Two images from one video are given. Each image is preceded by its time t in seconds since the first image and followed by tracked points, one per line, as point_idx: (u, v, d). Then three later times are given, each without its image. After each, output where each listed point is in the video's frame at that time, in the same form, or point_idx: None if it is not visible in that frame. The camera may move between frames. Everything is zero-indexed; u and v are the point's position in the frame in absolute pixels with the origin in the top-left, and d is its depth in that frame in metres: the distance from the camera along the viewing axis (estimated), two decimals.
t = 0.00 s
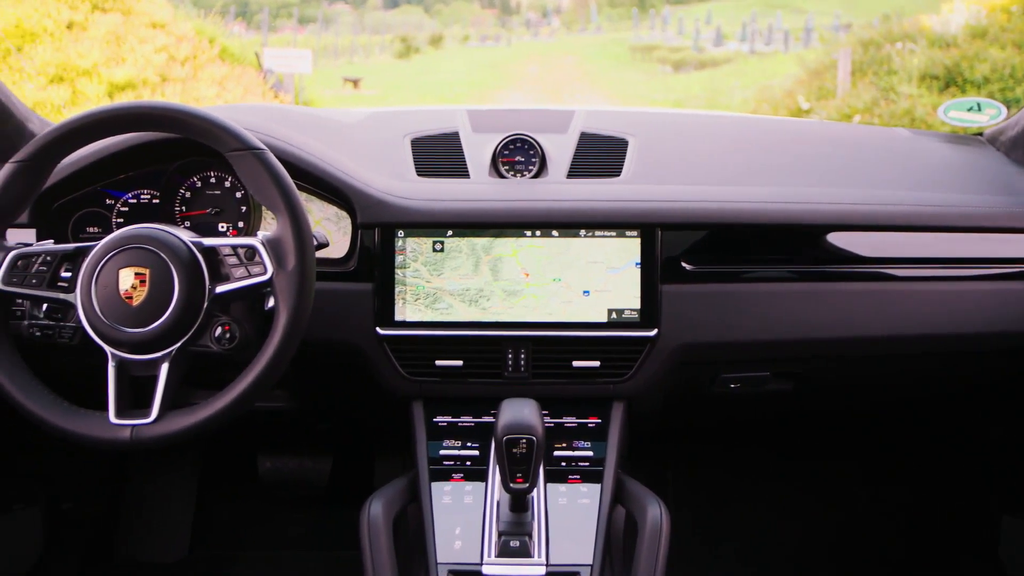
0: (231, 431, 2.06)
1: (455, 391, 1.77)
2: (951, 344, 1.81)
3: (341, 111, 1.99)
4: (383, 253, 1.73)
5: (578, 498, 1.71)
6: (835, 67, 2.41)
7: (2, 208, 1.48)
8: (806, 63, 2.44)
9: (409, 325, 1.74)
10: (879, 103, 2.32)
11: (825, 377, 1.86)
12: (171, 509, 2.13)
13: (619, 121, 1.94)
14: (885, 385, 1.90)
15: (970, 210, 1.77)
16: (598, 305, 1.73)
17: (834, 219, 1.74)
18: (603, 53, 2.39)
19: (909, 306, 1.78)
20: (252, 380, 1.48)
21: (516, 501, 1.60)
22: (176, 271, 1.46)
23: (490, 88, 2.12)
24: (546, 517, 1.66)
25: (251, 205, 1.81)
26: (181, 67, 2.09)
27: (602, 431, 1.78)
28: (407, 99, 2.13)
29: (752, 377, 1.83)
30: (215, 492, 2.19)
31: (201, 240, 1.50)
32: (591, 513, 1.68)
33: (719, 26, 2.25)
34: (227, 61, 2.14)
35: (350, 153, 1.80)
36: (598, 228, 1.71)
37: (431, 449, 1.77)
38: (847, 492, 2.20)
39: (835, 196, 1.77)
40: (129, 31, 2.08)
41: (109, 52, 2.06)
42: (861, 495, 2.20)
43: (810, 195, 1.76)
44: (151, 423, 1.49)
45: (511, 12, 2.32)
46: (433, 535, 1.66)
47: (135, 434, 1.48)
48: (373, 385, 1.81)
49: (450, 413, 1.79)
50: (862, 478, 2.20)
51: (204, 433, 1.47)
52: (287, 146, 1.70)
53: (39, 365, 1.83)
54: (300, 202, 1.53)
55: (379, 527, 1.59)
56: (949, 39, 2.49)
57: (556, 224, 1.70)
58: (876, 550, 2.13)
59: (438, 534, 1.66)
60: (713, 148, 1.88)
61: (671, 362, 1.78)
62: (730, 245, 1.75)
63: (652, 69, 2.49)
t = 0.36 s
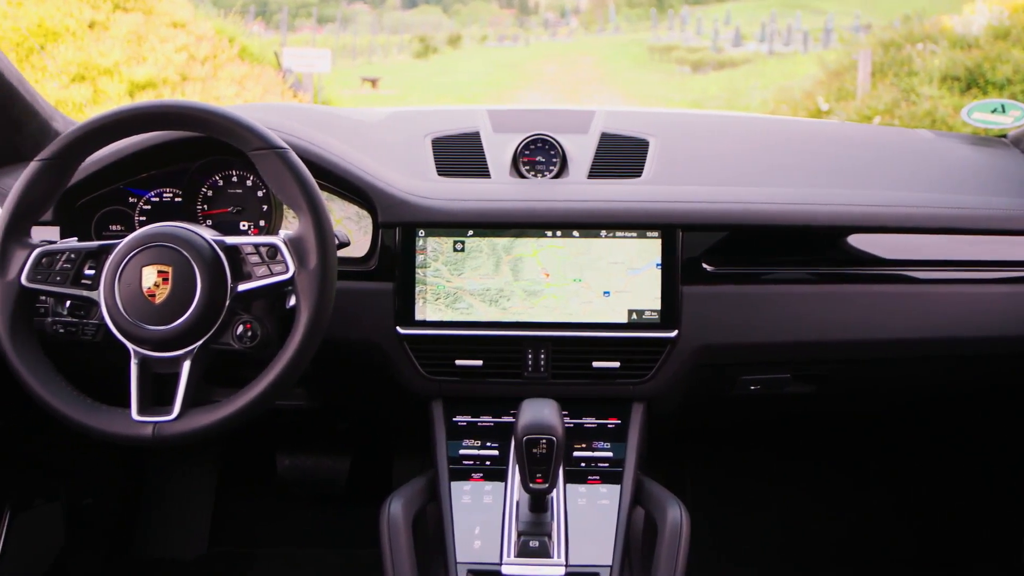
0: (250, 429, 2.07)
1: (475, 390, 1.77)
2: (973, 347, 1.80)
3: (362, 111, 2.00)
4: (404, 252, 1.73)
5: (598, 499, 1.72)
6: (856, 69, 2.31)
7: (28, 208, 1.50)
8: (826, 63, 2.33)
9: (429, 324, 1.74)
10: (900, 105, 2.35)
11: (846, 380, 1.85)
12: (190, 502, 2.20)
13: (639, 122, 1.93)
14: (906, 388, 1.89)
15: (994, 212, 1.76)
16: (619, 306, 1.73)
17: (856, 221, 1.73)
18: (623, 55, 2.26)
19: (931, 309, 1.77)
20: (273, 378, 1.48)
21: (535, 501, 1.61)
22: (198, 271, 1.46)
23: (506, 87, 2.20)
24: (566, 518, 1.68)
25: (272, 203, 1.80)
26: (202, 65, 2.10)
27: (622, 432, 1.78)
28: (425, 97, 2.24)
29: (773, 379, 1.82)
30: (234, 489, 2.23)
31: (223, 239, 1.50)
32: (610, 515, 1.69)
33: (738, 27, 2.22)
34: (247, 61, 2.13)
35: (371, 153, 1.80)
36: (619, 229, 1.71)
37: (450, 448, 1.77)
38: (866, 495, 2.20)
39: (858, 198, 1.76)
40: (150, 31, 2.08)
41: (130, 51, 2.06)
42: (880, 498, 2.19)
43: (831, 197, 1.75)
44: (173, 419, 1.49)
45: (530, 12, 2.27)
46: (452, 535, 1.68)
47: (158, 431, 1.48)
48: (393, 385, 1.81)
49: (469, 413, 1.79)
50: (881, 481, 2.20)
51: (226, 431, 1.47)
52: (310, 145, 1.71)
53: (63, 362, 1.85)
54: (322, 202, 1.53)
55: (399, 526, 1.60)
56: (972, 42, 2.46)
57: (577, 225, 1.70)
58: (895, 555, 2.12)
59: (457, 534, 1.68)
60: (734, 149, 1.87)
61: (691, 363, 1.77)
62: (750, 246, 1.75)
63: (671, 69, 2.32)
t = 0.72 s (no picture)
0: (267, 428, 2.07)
1: (490, 390, 1.78)
2: (992, 350, 1.78)
3: (379, 110, 2.00)
4: (421, 252, 1.73)
5: (613, 500, 1.71)
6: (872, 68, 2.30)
7: (47, 207, 1.51)
8: (842, 64, 2.45)
9: (446, 323, 1.75)
10: (917, 105, 2.33)
11: (863, 382, 1.85)
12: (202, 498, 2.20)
13: (656, 121, 1.93)
14: (923, 391, 1.88)
15: (1013, 214, 1.75)
16: (635, 306, 1.73)
17: (874, 223, 1.72)
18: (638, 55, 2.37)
19: (949, 311, 1.76)
20: (290, 378, 1.47)
21: (551, 502, 1.61)
22: (216, 268, 1.46)
23: (522, 88, 2.16)
24: (582, 519, 1.67)
25: (289, 202, 1.82)
26: (218, 64, 2.10)
27: (638, 433, 1.78)
28: (439, 96, 2.14)
29: (789, 381, 1.82)
30: (248, 485, 2.23)
31: (241, 238, 1.49)
32: (626, 516, 1.69)
33: (754, 27, 2.30)
34: (262, 60, 2.16)
35: (389, 152, 1.81)
36: (635, 230, 1.71)
37: (466, 448, 1.77)
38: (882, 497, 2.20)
39: (875, 199, 1.75)
40: (167, 30, 2.12)
41: (146, 51, 2.09)
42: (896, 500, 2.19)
43: (849, 198, 1.75)
44: (190, 418, 1.49)
45: (543, 12, 2.44)
46: (468, 535, 1.68)
47: (175, 430, 1.47)
48: (410, 384, 1.82)
49: (485, 412, 1.79)
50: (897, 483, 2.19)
51: (242, 429, 1.47)
52: (329, 146, 1.71)
53: (82, 359, 1.86)
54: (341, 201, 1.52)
55: (415, 525, 1.60)
56: (989, 41, 2.51)
57: (594, 225, 1.70)
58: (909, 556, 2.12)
59: (473, 533, 1.68)
60: (751, 149, 1.87)
61: (708, 364, 1.77)
62: (767, 247, 1.74)
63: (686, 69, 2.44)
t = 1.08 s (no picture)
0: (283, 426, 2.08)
1: (506, 390, 1.78)
2: (1011, 353, 1.77)
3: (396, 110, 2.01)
4: (438, 252, 1.74)
5: (629, 500, 1.71)
6: (888, 69, 2.33)
7: (67, 205, 1.52)
8: (858, 64, 2.41)
9: (462, 323, 1.75)
10: (934, 106, 2.32)
11: (880, 384, 1.84)
12: (218, 496, 2.22)
13: (673, 122, 1.93)
14: (941, 394, 1.87)
15: None
16: (652, 307, 1.73)
17: (892, 224, 1.71)
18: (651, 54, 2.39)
19: (968, 313, 1.75)
20: (306, 377, 1.47)
21: (567, 503, 1.61)
22: (234, 267, 1.46)
23: (535, 88, 2.17)
24: (598, 520, 1.67)
25: (307, 202, 1.81)
26: (233, 64, 2.08)
27: (654, 434, 1.78)
28: (454, 98, 2.17)
29: (806, 382, 1.82)
30: (261, 483, 2.24)
31: (259, 237, 1.49)
32: (642, 517, 1.69)
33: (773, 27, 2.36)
34: (278, 59, 2.13)
35: (406, 152, 1.81)
36: (652, 231, 1.71)
37: (482, 447, 1.78)
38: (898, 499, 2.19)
39: (894, 201, 1.74)
40: (183, 29, 2.10)
41: (163, 50, 2.09)
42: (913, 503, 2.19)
43: (867, 199, 1.74)
44: (207, 417, 1.48)
45: (557, 11, 2.47)
46: (484, 535, 1.68)
47: (193, 428, 1.47)
48: (426, 384, 1.82)
49: (501, 412, 1.80)
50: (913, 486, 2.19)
51: (259, 428, 1.46)
52: (347, 146, 1.71)
53: (102, 357, 1.88)
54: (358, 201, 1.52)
55: (431, 525, 1.61)
56: (1006, 42, 2.49)
57: (611, 225, 1.70)
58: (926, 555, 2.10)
59: (489, 533, 1.68)
60: (768, 150, 1.87)
61: (724, 366, 1.77)
62: (785, 249, 1.74)
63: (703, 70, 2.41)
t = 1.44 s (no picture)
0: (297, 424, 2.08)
1: (522, 390, 1.78)
2: None
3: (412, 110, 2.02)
4: (454, 252, 1.74)
5: (645, 501, 1.71)
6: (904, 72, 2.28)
7: (87, 204, 1.52)
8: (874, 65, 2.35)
9: (478, 323, 1.75)
10: (951, 107, 2.32)
11: (897, 387, 1.84)
12: (233, 494, 2.23)
13: (689, 122, 1.92)
14: (958, 396, 1.86)
15: None
16: (668, 308, 1.72)
17: (909, 226, 1.71)
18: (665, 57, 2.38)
19: (986, 315, 1.74)
20: (323, 376, 1.47)
21: (581, 503, 1.60)
22: (251, 266, 1.46)
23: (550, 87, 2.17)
24: (613, 521, 1.68)
25: (323, 201, 1.82)
26: (249, 64, 2.10)
27: (669, 435, 1.78)
28: (468, 98, 2.14)
29: (823, 384, 1.81)
30: (278, 480, 2.26)
31: (277, 235, 1.48)
32: (658, 519, 1.69)
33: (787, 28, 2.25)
34: (293, 59, 2.15)
35: (423, 152, 1.82)
36: (669, 231, 1.70)
37: (497, 447, 1.78)
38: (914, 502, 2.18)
39: (912, 202, 1.73)
40: (199, 29, 2.13)
41: (179, 49, 2.10)
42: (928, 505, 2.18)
43: (885, 201, 1.73)
44: (224, 414, 1.48)
45: (571, 10, 2.51)
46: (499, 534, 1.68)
47: (209, 425, 1.46)
48: (442, 384, 1.82)
49: (517, 412, 1.80)
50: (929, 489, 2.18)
51: (276, 427, 1.46)
52: (365, 145, 1.72)
53: (120, 355, 1.89)
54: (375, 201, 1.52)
55: (446, 524, 1.61)
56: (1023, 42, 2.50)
57: (628, 226, 1.70)
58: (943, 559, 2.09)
59: (504, 533, 1.69)
60: (785, 151, 1.86)
61: (740, 367, 1.76)
62: (802, 250, 1.73)
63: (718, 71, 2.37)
